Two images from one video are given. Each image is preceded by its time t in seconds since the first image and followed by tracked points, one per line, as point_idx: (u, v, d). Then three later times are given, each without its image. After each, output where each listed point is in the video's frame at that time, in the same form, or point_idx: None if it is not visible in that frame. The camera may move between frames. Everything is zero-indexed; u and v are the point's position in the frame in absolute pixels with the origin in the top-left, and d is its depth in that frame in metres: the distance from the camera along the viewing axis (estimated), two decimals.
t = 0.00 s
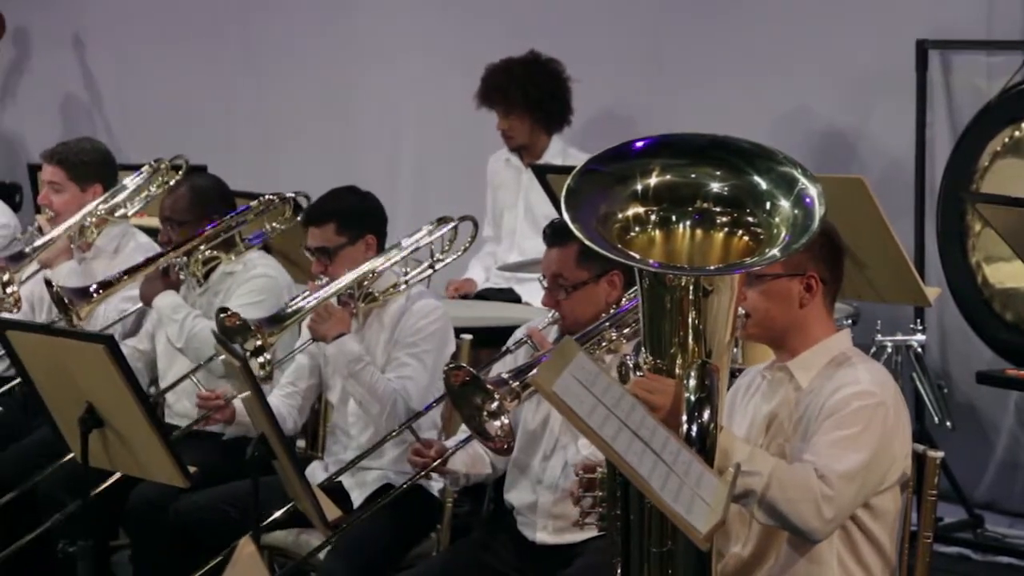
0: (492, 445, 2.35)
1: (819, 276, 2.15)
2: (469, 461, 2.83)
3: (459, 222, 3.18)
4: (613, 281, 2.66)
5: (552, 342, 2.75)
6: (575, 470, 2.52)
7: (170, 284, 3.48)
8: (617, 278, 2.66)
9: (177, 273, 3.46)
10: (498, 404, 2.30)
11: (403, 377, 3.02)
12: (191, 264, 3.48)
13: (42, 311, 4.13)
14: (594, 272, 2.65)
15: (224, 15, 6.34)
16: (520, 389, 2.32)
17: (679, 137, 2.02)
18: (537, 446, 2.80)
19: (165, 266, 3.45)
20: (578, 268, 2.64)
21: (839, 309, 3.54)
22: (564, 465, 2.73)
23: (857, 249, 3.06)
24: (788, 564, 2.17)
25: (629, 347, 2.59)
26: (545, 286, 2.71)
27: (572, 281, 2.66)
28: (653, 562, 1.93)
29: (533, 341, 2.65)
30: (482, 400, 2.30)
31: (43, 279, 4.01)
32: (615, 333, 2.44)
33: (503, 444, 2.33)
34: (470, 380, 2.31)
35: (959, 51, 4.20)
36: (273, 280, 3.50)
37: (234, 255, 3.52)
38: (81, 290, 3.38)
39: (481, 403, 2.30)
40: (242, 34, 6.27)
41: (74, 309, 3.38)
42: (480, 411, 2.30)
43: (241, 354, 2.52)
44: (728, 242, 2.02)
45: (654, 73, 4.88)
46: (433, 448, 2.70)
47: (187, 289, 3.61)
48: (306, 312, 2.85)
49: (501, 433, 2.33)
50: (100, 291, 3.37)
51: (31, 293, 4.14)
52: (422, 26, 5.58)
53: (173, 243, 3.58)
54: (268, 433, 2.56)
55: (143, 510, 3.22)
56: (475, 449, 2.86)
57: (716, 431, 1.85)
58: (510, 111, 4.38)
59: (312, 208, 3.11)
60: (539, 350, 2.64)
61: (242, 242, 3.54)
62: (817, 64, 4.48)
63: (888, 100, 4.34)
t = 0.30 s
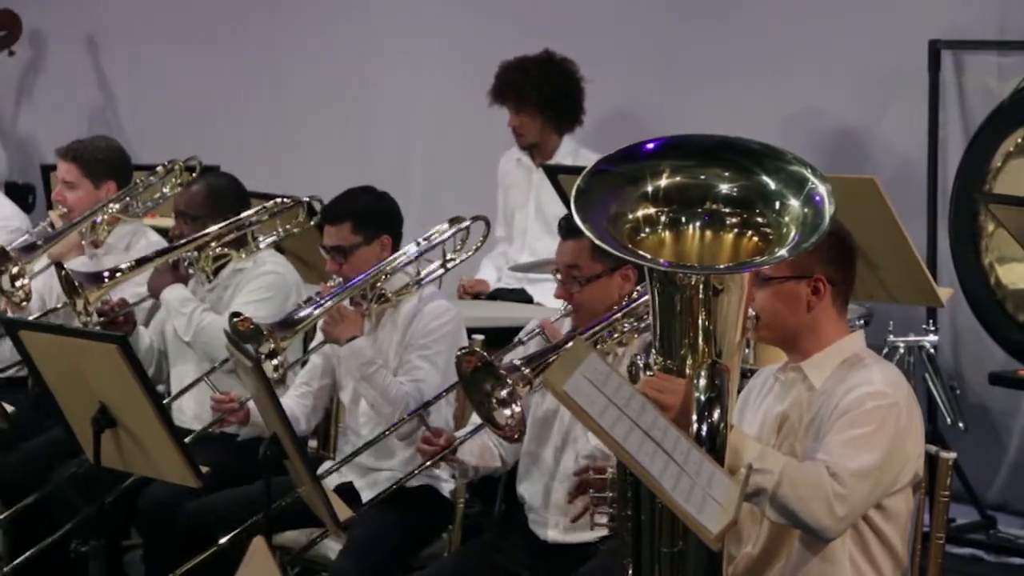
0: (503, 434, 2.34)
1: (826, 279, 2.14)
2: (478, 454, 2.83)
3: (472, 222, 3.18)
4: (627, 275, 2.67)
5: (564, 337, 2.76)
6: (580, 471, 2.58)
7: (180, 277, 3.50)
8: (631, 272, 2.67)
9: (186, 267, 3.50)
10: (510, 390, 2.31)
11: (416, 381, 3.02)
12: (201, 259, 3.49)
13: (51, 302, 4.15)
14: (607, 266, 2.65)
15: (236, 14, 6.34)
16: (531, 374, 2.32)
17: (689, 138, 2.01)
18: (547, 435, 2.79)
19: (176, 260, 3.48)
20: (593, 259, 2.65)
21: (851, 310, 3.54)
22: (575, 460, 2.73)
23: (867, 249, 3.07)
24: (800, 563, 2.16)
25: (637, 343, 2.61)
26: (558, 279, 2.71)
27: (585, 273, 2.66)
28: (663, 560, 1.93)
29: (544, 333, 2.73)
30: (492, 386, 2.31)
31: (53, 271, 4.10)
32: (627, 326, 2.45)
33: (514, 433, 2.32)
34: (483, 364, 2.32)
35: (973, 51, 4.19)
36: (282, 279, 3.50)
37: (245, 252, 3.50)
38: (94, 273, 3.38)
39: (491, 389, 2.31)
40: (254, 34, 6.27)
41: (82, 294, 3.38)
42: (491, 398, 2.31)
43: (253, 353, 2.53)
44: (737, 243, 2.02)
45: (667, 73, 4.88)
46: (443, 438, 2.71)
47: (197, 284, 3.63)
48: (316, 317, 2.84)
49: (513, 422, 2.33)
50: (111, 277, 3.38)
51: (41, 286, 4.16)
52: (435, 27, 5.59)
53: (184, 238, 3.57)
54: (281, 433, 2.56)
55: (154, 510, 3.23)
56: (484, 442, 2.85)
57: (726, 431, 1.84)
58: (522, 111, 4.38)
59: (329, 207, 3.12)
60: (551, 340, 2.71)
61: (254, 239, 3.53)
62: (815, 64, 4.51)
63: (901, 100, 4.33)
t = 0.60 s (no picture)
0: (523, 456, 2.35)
1: (837, 281, 2.13)
2: (496, 469, 2.82)
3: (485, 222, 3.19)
4: (636, 285, 2.65)
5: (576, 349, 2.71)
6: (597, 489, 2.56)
7: (195, 277, 3.50)
8: (640, 282, 2.65)
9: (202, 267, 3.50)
10: (526, 415, 2.32)
11: (429, 382, 3.03)
12: (217, 260, 3.50)
13: (66, 305, 4.17)
14: (616, 278, 2.64)
15: (248, 15, 6.35)
16: (547, 398, 2.33)
17: (697, 139, 2.03)
18: (562, 445, 2.79)
19: (191, 260, 3.48)
20: (600, 273, 2.64)
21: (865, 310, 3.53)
22: (590, 467, 2.74)
23: (881, 250, 3.07)
24: (813, 564, 2.16)
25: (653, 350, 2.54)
26: (568, 292, 2.71)
27: (595, 287, 2.65)
28: (675, 561, 1.93)
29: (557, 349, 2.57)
30: (510, 412, 2.31)
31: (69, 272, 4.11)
32: (639, 338, 2.43)
33: (533, 453, 2.34)
34: (496, 392, 2.32)
35: (986, 50, 4.18)
36: (297, 280, 3.51)
37: (260, 254, 3.51)
38: (110, 275, 3.40)
39: (509, 415, 2.31)
40: (266, 34, 6.28)
41: (100, 296, 3.39)
42: (510, 422, 2.31)
43: (267, 354, 2.55)
44: (746, 243, 2.00)
45: (680, 74, 4.88)
46: (460, 459, 2.71)
47: (212, 285, 3.64)
48: (325, 323, 2.83)
49: (532, 441, 2.34)
50: (128, 277, 3.39)
51: (56, 289, 4.17)
52: (447, 27, 5.60)
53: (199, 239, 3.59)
54: (295, 435, 2.57)
55: (169, 510, 3.23)
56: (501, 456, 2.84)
57: (737, 432, 1.84)
58: (535, 111, 4.38)
59: (346, 207, 3.13)
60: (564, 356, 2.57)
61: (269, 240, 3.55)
62: (815, 64, 4.54)
63: (914, 99, 4.33)
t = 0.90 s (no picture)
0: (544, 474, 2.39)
1: (849, 280, 2.13)
2: (511, 478, 2.85)
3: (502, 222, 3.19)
4: (646, 294, 2.66)
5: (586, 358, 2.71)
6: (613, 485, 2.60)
7: (211, 276, 3.52)
8: (650, 291, 2.66)
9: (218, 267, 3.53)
10: (541, 433, 2.35)
11: (444, 381, 3.02)
12: (232, 259, 3.52)
13: (80, 300, 4.17)
14: (625, 288, 2.64)
15: (263, 15, 6.36)
16: (561, 416, 2.36)
17: (706, 139, 2.03)
18: (574, 452, 2.80)
19: (207, 259, 3.50)
20: (609, 284, 2.64)
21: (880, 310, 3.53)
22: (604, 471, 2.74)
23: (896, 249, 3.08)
24: (827, 564, 2.16)
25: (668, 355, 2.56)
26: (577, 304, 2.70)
27: (604, 299, 2.65)
28: (689, 561, 1.92)
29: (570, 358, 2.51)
30: (526, 429, 2.36)
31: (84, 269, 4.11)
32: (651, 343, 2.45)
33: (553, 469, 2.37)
34: (508, 411, 2.36)
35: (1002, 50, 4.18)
36: (312, 280, 3.51)
37: (276, 253, 3.53)
38: (127, 272, 3.41)
39: (525, 432, 2.36)
40: (280, 34, 6.29)
41: (115, 292, 3.40)
42: (528, 440, 2.35)
43: (280, 353, 2.55)
44: (758, 243, 2.00)
45: (694, 74, 4.87)
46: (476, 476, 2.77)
47: (226, 284, 3.64)
48: (345, 317, 2.85)
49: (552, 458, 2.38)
50: (144, 275, 3.40)
51: (69, 283, 4.18)
52: (461, 27, 5.61)
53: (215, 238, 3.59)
54: (309, 435, 2.57)
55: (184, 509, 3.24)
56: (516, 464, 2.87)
57: (750, 432, 1.85)
58: (550, 111, 4.38)
59: (360, 207, 3.13)
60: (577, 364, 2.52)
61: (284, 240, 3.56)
62: (831, 63, 4.53)
63: (928, 99, 4.32)
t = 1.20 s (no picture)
0: (546, 459, 2.40)
1: (865, 279, 2.13)
2: (510, 477, 2.85)
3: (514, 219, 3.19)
4: (660, 288, 2.65)
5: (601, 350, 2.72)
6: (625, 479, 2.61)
7: (228, 279, 3.53)
8: (665, 285, 2.66)
9: (234, 268, 3.52)
10: (549, 421, 2.36)
11: (458, 380, 3.03)
12: (248, 260, 3.52)
13: (93, 306, 4.19)
14: (640, 280, 2.63)
15: (276, 14, 6.37)
16: (570, 405, 2.36)
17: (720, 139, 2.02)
18: (586, 450, 2.79)
19: (223, 262, 3.52)
20: (625, 275, 2.63)
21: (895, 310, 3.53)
22: (617, 471, 2.73)
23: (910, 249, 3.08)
24: (842, 565, 2.15)
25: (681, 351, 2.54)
26: (592, 294, 2.70)
27: (619, 290, 2.64)
28: (704, 562, 1.92)
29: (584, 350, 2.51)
30: (535, 417, 2.36)
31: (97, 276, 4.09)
32: (665, 339, 2.45)
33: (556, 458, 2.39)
34: (516, 398, 2.36)
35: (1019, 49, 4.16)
36: (328, 279, 3.52)
37: (291, 252, 3.54)
38: (140, 281, 3.41)
39: (534, 420, 2.36)
40: (294, 33, 6.30)
41: (132, 302, 3.40)
42: (535, 427, 2.36)
43: (297, 353, 2.55)
44: (772, 244, 2.00)
45: (708, 73, 4.87)
46: (456, 487, 2.82)
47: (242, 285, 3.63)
48: (361, 317, 2.85)
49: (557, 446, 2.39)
50: (159, 283, 3.41)
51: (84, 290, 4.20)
52: (476, 26, 5.61)
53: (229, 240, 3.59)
54: (325, 435, 2.58)
55: (201, 509, 3.25)
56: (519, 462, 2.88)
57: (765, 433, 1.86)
58: (564, 110, 4.39)
59: (372, 206, 3.14)
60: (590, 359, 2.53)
61: (299, 239, 3.57)
62: (848, 62, 4.51)
63: (944, 97, 4.31)
